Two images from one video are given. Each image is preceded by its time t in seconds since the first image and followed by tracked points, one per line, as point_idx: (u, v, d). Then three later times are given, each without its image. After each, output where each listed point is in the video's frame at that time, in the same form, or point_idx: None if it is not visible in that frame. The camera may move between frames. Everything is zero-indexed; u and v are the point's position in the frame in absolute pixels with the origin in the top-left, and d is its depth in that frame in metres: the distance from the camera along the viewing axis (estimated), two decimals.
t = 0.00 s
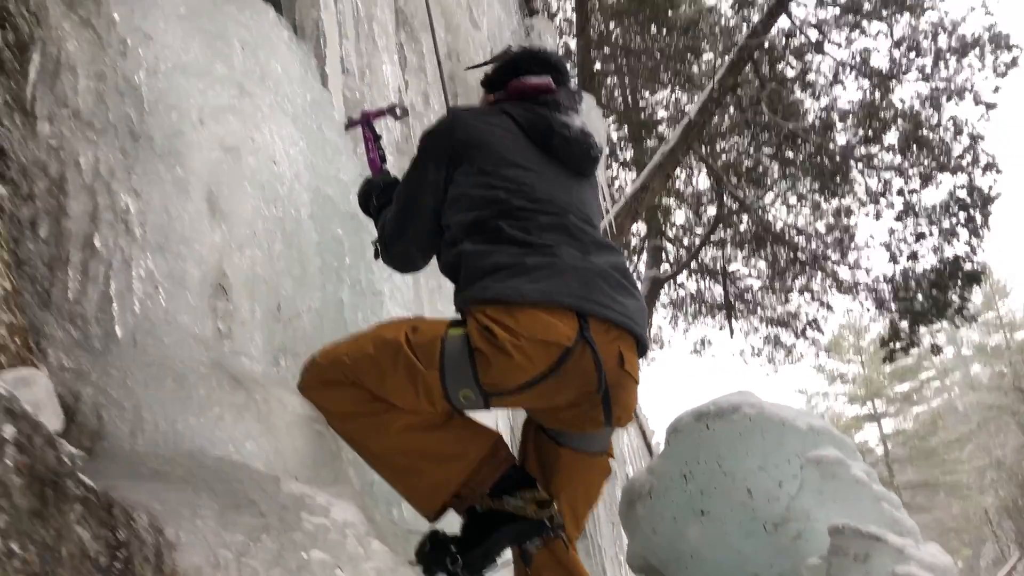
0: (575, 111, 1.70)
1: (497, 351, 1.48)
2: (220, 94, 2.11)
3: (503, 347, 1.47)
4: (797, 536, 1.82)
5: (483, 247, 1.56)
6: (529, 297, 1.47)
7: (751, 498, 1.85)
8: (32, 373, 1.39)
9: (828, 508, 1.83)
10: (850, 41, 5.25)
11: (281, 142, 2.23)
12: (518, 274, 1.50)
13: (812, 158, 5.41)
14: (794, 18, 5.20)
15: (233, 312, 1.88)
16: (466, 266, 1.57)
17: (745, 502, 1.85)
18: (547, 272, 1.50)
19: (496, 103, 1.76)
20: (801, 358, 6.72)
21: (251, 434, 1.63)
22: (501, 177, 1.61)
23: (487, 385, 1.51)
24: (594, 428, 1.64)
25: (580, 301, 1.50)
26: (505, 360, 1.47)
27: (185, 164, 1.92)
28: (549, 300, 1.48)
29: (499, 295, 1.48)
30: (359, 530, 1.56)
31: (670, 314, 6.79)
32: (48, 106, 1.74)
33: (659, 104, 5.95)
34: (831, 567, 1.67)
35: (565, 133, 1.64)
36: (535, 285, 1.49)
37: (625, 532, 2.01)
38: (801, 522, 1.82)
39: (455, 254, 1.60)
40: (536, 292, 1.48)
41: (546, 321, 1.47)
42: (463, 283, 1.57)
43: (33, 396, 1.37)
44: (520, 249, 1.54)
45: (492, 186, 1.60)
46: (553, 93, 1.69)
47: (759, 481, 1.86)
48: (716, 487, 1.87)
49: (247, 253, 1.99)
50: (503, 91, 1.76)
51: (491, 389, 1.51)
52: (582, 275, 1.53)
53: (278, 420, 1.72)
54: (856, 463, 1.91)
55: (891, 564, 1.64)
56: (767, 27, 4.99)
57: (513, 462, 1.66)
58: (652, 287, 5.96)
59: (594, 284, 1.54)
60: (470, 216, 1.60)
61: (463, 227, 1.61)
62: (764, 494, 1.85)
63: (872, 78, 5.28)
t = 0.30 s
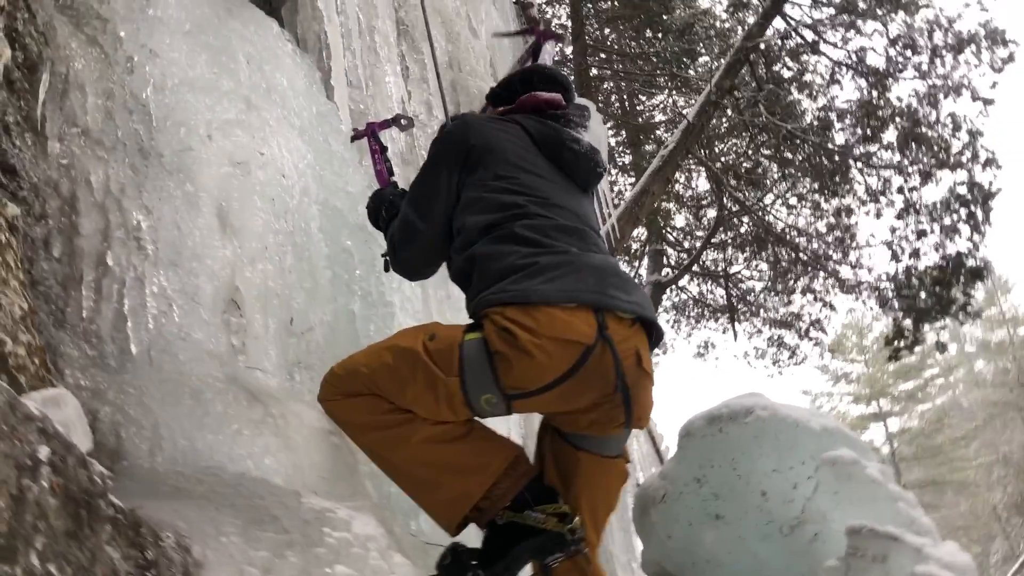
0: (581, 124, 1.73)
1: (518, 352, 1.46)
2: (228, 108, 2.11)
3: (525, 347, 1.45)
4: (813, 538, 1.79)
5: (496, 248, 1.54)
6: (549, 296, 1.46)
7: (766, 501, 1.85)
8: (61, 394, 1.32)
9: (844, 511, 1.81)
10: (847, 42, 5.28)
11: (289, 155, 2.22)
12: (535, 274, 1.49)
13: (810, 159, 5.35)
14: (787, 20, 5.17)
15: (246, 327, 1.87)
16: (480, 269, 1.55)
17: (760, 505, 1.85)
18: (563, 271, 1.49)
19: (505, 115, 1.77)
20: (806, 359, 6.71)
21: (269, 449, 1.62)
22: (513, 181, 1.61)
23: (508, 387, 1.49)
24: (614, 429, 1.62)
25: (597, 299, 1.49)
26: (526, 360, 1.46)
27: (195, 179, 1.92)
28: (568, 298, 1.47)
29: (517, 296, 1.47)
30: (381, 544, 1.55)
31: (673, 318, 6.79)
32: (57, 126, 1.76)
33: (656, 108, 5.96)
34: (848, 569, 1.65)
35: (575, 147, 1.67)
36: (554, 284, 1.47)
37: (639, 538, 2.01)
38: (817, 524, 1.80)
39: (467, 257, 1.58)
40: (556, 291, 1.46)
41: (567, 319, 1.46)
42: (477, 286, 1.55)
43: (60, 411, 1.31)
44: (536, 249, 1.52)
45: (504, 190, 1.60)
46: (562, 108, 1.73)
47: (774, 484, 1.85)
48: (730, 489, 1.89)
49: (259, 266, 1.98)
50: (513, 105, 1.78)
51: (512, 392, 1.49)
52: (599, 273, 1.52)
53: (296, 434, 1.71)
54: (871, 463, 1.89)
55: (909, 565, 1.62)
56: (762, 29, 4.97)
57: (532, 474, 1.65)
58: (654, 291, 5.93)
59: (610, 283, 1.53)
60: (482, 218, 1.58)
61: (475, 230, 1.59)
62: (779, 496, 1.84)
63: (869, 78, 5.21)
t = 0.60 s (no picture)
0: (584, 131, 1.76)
1: (535, 348, 1.45)
2: (232, 117, 2.11)
3: (543, 343, 1.44)
4: (823, 538, 1.78)
5: (508, 247, 1.54)
6: (565, 293, 1.46)
7: (775, 501, 1.83)
8: (81, 407, 1.35)
9: (854, 510, 1.79)
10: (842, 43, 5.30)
11: (293, 164, 2.22)
12: (550, 273, 1.49)
13: (808, 159, 5.32)
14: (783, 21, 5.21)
15: (254, 336, 1.86)
16: (492, 269, 1.54)
17: (770, 505, 1.83)
18: (576, 269, 1.50)
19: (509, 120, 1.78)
20: (807, 359, 6.70)
21: (281, 459, 1.61)
22: (522, 184, 1.62)
23: (526, 385, 1.48)
24: (626, 429, 1.61)
25: (611, 296, 1.50)
26: (544, 356, 1.45)
27: (200, 190, 1.91)
28: (583, 295, 1.47)
29: (533, 293, 1.46)
30: (394, 552, 1.53)
31: (674, 320, 6.78)
32: (62, 138, 1.76)
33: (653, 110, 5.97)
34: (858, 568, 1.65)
35: (579, 153, 1.69)
36: (569, 282, 1.48)
37: (649, 541, 2.00)
38: (827, 524, 1.79)
39: (477, 258, 1.57)
40: (572, 288, 1.47)
41: (583, 316, 1.47)
42: (489, 285, 1.54)
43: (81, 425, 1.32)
44: (548, 249, 1.53)
45: (513, 191, 1.60)
46: (566, 115, 1.74)
47: (783, 485, 1.84)
48: (738, 491, 1.87)
49: (266, 276, 1.97)
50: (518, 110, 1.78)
51: (529, 389, 1.48)
52: (610, 271, 1.54)
53: (306, 443, 1.70)
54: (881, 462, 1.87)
55: (921, 565, 1.60)
56: (757, 30, 5.03)
57: (542, 476, 1.62)
58: (655, 293, 5.92)
59: (621, 282, 1.54)
60: (493, 219, 1.58)
61: (486, 230, 1.58)
62: (788, 497, 1.83)
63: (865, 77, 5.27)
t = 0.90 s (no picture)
0: (603, 140, 1.79)
1: (562, 359, 1.45)
2: (243, 132, 2.10)
3: (571, 353, 1.44)
4: (837, 545, 1.68)
5: (533, 256, 1.55)
6: (592, 303, 1.48)
7: (790, 508, 1.72)
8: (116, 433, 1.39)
9: (871, 515, 1.68)
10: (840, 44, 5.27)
11: (306, 177, 2.21)
12: (575, 283, 1.51)
13: (808, 161, 5.32)
14: (781, 23, 5.18)
15: (270, 351, 1.85)
16: (517, 277, 1.55)
17: (784, 512, 1.72)
18: (602, 280, 1.52)
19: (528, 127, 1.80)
20: (811, 360, 6.69)
21: (303, 475, 1.60)
22: (546, 194, 1.63)
23: (552, 395, 1.47)
24: (648, 440, 1.61)
25: (636, 307, 1.52)
26: (571, 367, 1.45)
27: (214, 205, 1.90)
28: (609, 305, 1.49)
29: (560, 303, 1.47)
30: (419, 568, 1.52)
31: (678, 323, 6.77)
32: (78, 156, 1.76)
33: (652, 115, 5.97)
34: None
35: (600, 163, 1.73)
36: (595, 292, 1.50)
37: (661, 548, 1.90)
38: (843, 529, 1.68)
39: (502, 267, 1.58)
40: (598, 298, 1.49)
41: (609, 327, 1.48)
42: (514, 294, 1.55)
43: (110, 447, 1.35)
44: (573, 259, 1.55)
45: (537, 201, 1.62)
46: (584, 123, 1.78)
47: (797, 490, 1.72)
48: (752, 497, 1.75)
49: (282, 290, 1.96)
50: (535, 116, 1.81)
51: (555, 400, 1.48)
52: (633, 283, 1.56)
53: (327, 458, 1.69)
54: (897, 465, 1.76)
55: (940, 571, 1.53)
56: (755, 33, 4.87)
57: (565, 487, 1.61)
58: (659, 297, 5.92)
59: (644, 293, 1.56)
60: (517, 228, 1.59)
61: (509, 238, 1.59)
62: (803, 502, 1.71)
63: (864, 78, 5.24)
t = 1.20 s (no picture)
0: (619, 140, 1.78)
1: (578, 362, 1.44)
2: (254, 139, 2.10)
3: (586, 357, 1.43)
4: (849, 545, 1.71)
5: (549, 260, 1.54)
6: (607, 307, 1.46)
7: (800, 510, 1.76)
8: (148, 444, 1.33)
9: (880, 517, 1.72)
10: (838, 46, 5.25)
11: (317, 184, 2.21)
12: (591, 286, 1.49)
13: (807, 163, 5.28)
14: (779, 26, 5.17)
15: (285, 358, 1.84)
16: (533, 282, 1.54)
17: (794, 514, 1.76)
18: (618, 282, 1.51)
19: (543, 127, 1.80)
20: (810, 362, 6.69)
21: (321, 483, 1.58)
22: (561, 197, 1.63)
23: (567, 399, 1.46)
24: (666, 444, 1.59)
25: (653, 309, 1.50)
26: (586, 371, 1.44)
27: (227, 213, 1.89)
28: (625, 309, 1.47)
29: (575, 306, 1.46)
30: None
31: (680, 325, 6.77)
32: (92, 165, 1.76)
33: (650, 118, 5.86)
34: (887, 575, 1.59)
35: (617, 163, 1.72)
36: (611, 295, 1.48)
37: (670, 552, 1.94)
38: (854, 531, 1.72)
39: (518, 271, 1.57)
40: (614, 302, 1.47)
41: (625, 330, 1.46)
42: (530, 299, 1.54)
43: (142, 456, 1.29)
44: (590, 262, 1.53)
45: (552, 205, 1.61)
46: (599, 122, 1.78)
47: (807, 493, 1.77)
48: (762, 500, 1.79)
49: (295, 297, 1.95)
50: (550, 116, 1.81)
51: (570, 404, 1.46)
52: (651, 286, 1.54)
53: (345, 466, 1.67)
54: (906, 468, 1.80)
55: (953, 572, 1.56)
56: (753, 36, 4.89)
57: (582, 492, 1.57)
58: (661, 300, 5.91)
59: (663, 295, 1.54)
60: (533, 233, 1.59)
61: (525, 243, 1.58)
62: (813, 505, 1.76)
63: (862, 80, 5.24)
